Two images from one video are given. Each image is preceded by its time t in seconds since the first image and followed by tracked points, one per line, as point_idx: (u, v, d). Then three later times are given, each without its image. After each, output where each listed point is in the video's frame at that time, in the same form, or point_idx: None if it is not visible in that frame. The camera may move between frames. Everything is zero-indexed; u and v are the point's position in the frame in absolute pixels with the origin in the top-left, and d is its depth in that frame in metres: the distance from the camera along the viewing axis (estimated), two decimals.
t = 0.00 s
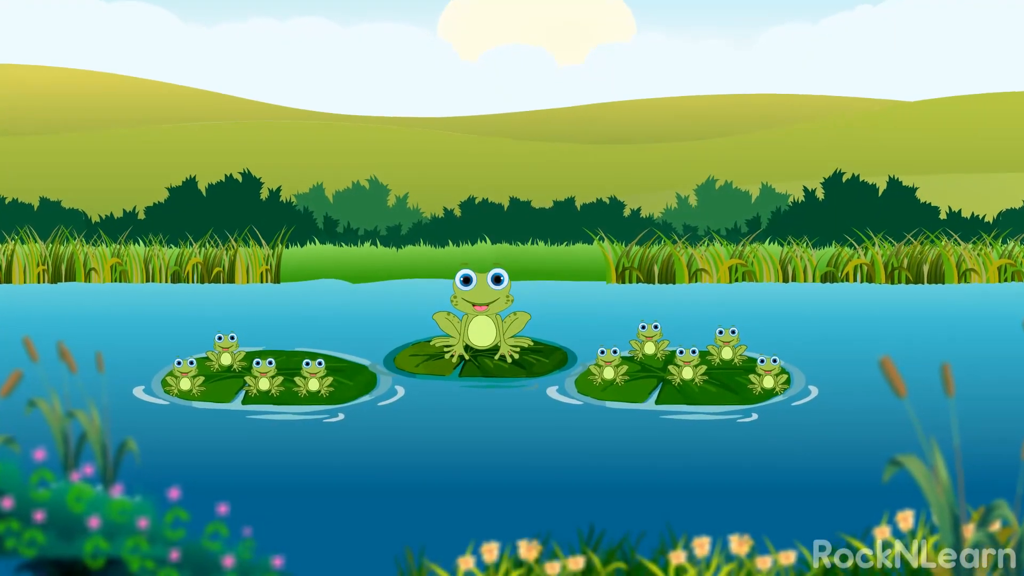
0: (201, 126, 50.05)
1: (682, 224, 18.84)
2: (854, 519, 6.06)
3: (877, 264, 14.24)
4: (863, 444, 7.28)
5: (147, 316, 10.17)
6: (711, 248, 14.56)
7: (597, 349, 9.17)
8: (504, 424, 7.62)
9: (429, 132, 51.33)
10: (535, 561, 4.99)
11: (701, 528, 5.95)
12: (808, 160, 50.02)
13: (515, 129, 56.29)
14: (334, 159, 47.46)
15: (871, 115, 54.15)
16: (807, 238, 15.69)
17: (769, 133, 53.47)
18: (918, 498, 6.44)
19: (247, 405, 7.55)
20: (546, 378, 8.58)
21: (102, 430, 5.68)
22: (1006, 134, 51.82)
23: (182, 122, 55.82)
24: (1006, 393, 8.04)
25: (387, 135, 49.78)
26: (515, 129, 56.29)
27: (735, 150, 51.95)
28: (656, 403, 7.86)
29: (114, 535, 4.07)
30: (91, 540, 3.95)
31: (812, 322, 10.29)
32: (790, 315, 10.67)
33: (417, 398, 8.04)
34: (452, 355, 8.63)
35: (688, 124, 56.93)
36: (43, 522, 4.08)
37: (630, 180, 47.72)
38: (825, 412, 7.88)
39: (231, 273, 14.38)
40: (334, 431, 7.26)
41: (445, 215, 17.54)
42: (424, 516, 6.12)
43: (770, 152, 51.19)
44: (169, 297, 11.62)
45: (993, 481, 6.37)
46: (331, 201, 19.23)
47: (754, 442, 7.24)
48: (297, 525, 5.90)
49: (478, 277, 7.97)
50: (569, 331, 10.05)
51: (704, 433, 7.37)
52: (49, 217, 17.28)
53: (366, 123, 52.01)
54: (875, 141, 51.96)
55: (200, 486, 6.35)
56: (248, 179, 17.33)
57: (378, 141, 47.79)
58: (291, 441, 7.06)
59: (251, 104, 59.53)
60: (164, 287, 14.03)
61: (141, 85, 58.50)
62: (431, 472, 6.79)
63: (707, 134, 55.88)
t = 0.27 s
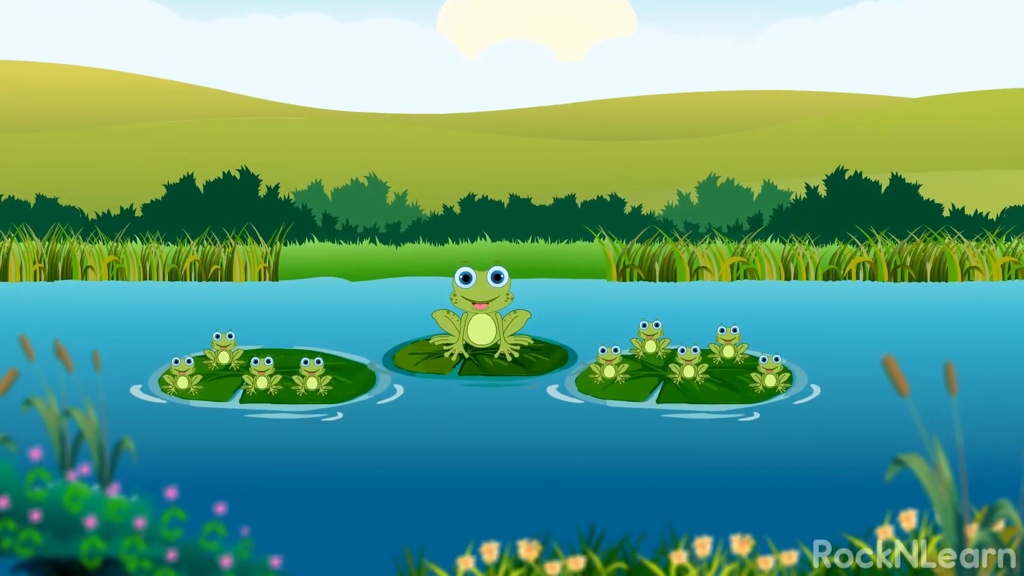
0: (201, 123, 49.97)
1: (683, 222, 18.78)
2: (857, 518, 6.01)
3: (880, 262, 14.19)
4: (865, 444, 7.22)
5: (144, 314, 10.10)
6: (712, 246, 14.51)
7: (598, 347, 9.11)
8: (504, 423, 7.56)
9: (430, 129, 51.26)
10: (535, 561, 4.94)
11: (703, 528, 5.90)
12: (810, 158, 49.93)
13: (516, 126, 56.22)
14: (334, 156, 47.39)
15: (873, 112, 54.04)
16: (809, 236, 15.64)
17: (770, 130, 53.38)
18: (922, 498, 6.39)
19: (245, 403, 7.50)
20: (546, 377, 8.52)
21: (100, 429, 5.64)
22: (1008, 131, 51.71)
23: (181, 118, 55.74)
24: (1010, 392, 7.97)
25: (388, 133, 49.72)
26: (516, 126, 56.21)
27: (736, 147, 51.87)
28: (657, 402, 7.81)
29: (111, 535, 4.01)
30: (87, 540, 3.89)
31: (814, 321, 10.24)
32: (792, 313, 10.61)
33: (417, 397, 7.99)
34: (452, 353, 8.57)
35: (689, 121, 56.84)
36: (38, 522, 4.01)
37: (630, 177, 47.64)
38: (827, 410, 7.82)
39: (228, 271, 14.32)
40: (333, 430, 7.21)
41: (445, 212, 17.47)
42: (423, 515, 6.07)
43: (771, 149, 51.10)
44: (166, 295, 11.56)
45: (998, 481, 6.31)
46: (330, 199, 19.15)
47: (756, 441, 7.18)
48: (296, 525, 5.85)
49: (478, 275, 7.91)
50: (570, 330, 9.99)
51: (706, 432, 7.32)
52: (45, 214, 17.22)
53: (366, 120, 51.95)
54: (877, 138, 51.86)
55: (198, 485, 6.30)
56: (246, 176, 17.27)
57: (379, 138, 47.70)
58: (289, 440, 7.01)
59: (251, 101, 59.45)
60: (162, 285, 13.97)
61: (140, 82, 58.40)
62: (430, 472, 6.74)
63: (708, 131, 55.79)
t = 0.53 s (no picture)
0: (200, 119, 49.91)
1: (684, 220, 18.71)
2: (859, 518, 5.96)
3: (882, 259, 14.14)
4: (868, 443, 7.18)
5: (142, 313, 10.06)
6: (714, 243, 14.45)
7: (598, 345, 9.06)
8: (504, 423, 7.52)
9: (430, 126, 51.16)
10: (535, 561, 4.89)
11: (704, 527, 5.86)
12: (811, 155, 49.84)
13: (516, 122, 56.12)
14: (334, 153, 47.31)
15: (874, 109, 53.94)
16: (811, 233, 15.59)
17: (771, 128, 53.29)
18: (925, 498, 6.34)
19: (243, 402, 7.45)
20: (546, 375, 8.47)
21: (96, 429, 5.60)
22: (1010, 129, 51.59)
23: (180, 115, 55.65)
24: (1014, 391, 7.92)
25: (388, 130, 49.64)
26: (516, 122, 56.12)
27: (736, 145, 51.77)
28: (658, 401, 7.75)
29: (108, 534, 3.95)
30: (84, 540, 3.83)
31: (815, 319, 10.19)
32: (794, 312, 10.56)
33: (416, 396, 7.94)
34: (451, 352, 8.53)
35: (690, 118, 56.74)
36: (35, 522, 3.94)
37: (631, 174, 47.55)
38: (829, 409, 7.77)
39: (227, 269, 14.29)
40: (332, 429, 7.16)
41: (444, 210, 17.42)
42: (422, 515, 6.02)
43: (772, 146, 51.02)
44: (164, 293, 11.51)
45: (1002, 481, 6.26)
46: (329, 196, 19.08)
47: (758, 440, 7.13)
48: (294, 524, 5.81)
49: (477, 273, 7.85)
50: (570, 328, 9.94)
51: (707, 431, 7.27)
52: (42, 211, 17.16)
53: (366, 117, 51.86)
54: (878, 135, 51.75)
55: (196, 484, 6.26)
56: (244, 173, 17.22)
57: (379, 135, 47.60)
58: (288, 439, 6.96)
59: (251, 98, 59.37)
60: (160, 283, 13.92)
61: (139, 79, 58.32)
62: (429, 471, 6.70)
63: (709, 128, 55.71)
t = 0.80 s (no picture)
0: (200, 116, 49.85)
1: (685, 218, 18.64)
2: (863, 517, 5.91)
3: (885, 257, 14.08)
4: (870, 442, 7.12)
5: (139, 311, 10.01)
6: (715, 241, 14.39)
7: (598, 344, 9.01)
8: (504, 422, 7.46)
9: (431, 124, 51.10)
10: (535, 561, 4.85)
11: (706, 527, 5.80)
12: (812, 153, 49.75)
13: (517, 119, 56.05)
14: (335, 150, 47.22)
15: (876, 107, 53.83)
16: (813, 231, 15.53)
17: (772, 125, 53.20)
18: (928, 497, 6.29)
19: (241, 401, 7.39)
20: (547, 374, 8.41)
21: (93, 428, 5.55)
22: (1013, 126, 51.48)
23: (180, 112, 55.59)
24: (1018, 390, 7.86)
25: (389, 127, 49.56)
26: (517, 119, 56.05)
27: (737, 142, 51.69)
28: (659, 400, 7.69)
29: (105, 534, 3.90)
30: (81, 539, 3.78)
31: (817, 317, 10.13)
32: (796, 310, 10.51)
33: (415, 395, 7.89)
34: (451, 351, 8.48)
35: (691, 115, 56.65)
36: (32, 522, 3.88)
37: (632, 171, 47.47)
38: (832, 408, 7.71)
39: (224, 267, 14.27)
40: (330, 429, 7.11)
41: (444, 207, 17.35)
42: (421, 515, 5.97)
43: (773, 144, 50.94)
44: (162, 291, 11.45)
45: (1006, 480, 6.21)
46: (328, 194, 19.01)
47: (759, 439, 7.08)
48: (292, 525, 5.76)
49: (477, 271, 7.78)
50: (571, 326, 9.88)
51: (708, 430, 7.22)
52: (39, 209, 17.10)
53: (367, 114, 51.79)
54: (880, 132, 51.64)
55: (194, 484, 6.21)
56: (242, 170, 17.17)
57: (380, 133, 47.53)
58: (286, 438, 6.91)
59: (252, 95, 59.30)
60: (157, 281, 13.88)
61: (139, 76, 58.24)
62: (428, 471, 6.65)
63: (710, 125, 55.62)
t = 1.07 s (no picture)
0: (200, 113, 49.76)
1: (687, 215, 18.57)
2: (866, 517, 5.85)
3: (888, 255, 14.07)
4: (874, 441, 7.07)
5: (136, 309, 9.95)
6: (716, 239, 14.34)
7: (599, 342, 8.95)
8: (504, 421, 7.41)
9: (431, 121, 51.01)
10: (535, 561, 4.79)
11: (707, 527, 5.75)
12: (813, 150, 49.64)
13: (517, 116, 55.97)
14: (335, 147, 47.12)
15: (878, 104, 53.72)
16: (815, 229, 15.47)
17: (773, 122, 53.10)
18: (932, 496, 6.23)
19: (239, 400, 7.33)
20: (547, 373, 8.36)
21: (87, 425, 5.48)
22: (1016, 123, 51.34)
23: (180, 109, 55.52)
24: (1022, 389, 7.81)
25: (389, 125, 49.49)
26: (517, 116, 55.97)
27: (738, 139, 51.60)
28: (660, 398, 7.63)
29: (102, 534, 3.84)
30: (78, 539, 3.73)
31: (819, 315, 10.08)
32: (797, 308, 10.45)
33: (414, 393, 7.83)
34: (450, 349, 8.42)
35: (692, 112, 56.56)
36: (29, 522, 3.81)
37: (632, 168, 47.39)
38: (835, 407, 7.66)
39: (222, 264, 14.21)
40: (329, 428, 7.05)
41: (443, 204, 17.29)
42: (420, 514, 5.92)
43: (774, 141, 50.84)
44: (159, 289, 11.39)
45: (1011, 479, 6.15)
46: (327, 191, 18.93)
47: (761, 439, 7.02)
48: (290, 524, 5.71)
49: (476, 269, 7.72)
50: (571, 324, 9.83)
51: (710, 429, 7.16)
52: (36, 206, 17.04)
53: (368, 111, 51.71)
54: (882, 129, 51.53)
55: (191, 483, 6.16)
56: (240, 168, 17.11)
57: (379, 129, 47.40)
58: (284, 437, 6.86)
59: (252, 92, 59.21)
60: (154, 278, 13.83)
61: (139, 72, 58.13)
62: (428, 470, 6.59)
63: (711, 122, 55.53)
